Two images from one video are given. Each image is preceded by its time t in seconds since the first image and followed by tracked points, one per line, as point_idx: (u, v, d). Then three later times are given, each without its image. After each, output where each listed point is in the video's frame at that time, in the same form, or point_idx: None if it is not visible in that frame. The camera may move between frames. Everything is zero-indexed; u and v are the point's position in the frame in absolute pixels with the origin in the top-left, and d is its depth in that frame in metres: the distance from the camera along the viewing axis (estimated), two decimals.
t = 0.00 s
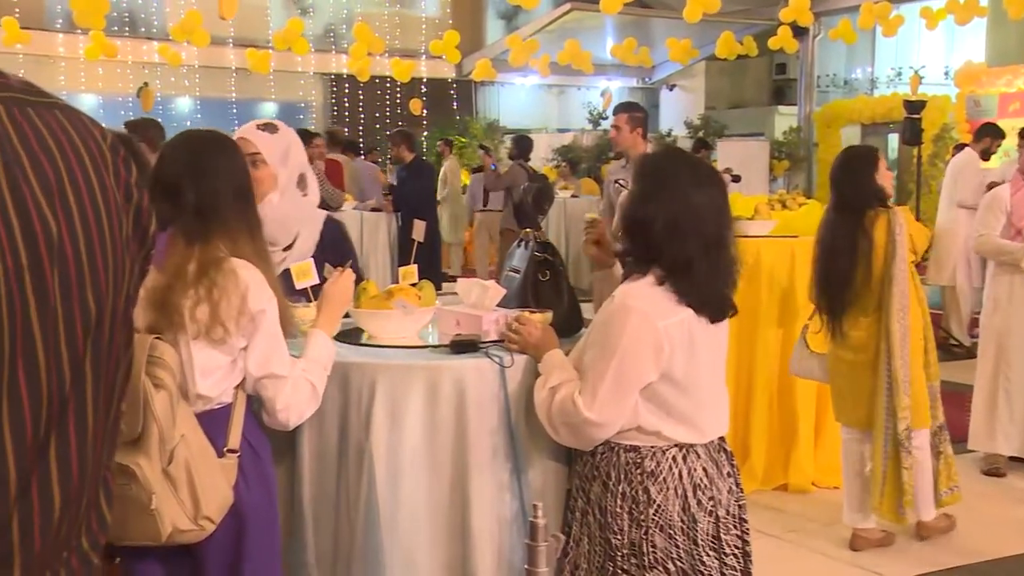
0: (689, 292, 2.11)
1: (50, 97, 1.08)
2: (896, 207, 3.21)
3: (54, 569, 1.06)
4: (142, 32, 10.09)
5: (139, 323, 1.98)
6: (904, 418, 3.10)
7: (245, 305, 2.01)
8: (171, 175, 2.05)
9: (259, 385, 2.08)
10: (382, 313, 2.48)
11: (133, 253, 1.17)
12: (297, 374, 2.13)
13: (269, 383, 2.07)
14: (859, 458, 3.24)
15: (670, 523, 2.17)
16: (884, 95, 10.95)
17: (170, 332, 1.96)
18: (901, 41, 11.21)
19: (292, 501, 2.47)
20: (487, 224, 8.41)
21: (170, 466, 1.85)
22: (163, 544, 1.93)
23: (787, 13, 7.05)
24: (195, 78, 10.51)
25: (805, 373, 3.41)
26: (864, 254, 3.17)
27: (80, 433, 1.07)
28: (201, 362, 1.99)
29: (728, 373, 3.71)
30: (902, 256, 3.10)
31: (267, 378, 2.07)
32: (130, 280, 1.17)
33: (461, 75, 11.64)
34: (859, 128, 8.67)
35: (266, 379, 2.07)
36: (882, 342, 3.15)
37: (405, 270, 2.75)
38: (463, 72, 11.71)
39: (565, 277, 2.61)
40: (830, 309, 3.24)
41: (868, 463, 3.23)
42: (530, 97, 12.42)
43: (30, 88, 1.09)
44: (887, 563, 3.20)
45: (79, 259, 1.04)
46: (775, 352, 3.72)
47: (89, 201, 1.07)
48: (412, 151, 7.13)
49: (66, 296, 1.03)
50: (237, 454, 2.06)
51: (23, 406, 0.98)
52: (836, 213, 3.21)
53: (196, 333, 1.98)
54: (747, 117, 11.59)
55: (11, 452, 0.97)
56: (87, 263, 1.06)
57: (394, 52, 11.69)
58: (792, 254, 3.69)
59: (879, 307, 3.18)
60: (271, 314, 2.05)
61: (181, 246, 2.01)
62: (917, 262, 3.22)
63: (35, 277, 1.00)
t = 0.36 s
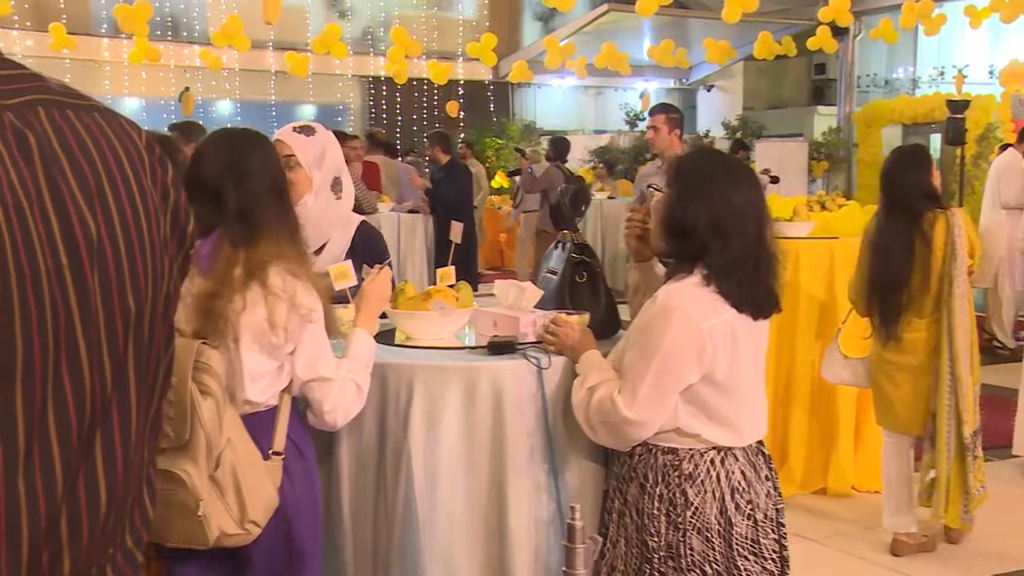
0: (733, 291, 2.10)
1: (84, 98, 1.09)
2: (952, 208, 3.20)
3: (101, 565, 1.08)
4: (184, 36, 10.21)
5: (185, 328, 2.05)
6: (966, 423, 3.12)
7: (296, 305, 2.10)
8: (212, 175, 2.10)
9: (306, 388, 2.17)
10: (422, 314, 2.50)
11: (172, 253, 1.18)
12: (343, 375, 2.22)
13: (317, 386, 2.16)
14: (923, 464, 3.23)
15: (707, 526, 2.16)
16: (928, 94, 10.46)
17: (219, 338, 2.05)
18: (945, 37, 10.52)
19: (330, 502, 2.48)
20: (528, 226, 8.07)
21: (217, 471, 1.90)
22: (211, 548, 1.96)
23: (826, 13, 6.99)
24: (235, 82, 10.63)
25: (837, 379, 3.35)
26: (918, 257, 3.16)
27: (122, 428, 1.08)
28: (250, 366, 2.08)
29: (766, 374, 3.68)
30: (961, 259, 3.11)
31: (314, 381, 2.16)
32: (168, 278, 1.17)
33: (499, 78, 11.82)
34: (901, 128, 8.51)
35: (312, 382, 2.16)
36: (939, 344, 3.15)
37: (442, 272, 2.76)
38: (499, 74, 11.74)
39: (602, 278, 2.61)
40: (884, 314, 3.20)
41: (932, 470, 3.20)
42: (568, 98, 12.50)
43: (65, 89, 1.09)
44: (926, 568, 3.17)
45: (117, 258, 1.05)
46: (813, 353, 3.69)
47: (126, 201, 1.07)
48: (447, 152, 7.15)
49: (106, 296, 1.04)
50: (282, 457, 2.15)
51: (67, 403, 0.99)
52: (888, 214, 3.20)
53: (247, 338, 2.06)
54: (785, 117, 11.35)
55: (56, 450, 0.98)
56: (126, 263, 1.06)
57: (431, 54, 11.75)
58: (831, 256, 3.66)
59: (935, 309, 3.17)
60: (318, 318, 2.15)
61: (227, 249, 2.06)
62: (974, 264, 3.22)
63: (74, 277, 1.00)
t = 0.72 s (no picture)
0: (779, 292, 2.09)
1: (129, 104, 1.10)
2: (1016, 211, 3.17)
3: (139, 567, 1.08)
4: (225, 41, 10.31)
5: (227, 332, 2.09)
6: None
7: (333, 312, 2.12)
8: (254, 181, 2.11)
9: (345, 392, 2.19)
10: (458, 318, 2.51)
11: (215, 259, 1.18)
12: (382, 380, 2.23)
13: (356, 391, 2.18)
14: (992, 474, 3.19)
15: (745, 531, 2.15)
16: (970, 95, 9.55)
17: (259, 342, 2.08)
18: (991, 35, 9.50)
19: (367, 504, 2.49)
20: (564, 228, 8.05)
21: (255, 476, 1.91)
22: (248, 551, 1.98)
23: (866, 14, 6.92)
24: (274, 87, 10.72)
25: (886, 381, 3.30)
26: (988, 264, 3.12)
27: (162, 431, 1.09)
28: (288, 370, 2.11)
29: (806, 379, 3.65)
30: None
31: (354, 386, 2.18)
32: (210, 283, 1.18)
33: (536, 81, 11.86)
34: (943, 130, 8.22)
35: (352, 387, 2.18)
36: (1005, 347, 3.11)
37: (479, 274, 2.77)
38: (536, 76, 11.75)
39: (639, 280, 2.60)
40: (954, 321, 3.12)
41: (1002, 479, 3.16)
42: (605, 100, 12.42)
43: (110, 96, 1.10)
44: None
45: (156, 262, 1.05)
46: (852, 357, 3.66)
47: (165, 205, 1.07)
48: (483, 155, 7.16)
49: (146, 303, 1.04)
50: (320, 461, 2.16)
51: (107, 408, 1.00)
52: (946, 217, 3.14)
53: (288, 343, 2.09)
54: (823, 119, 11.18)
55: (97, 455, 1.00)
56: (165, 268, 1.07)
57: (468, 58, 11.80)
58: (871, 260, 3.61)
59: (1001, 310, 3.13)
60: (357, 323, 2.17)
61: (268, 251, 2.09)
62: None
63: (114, 281, 1.01)
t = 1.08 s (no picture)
0: (838, 304, 2.05)
1: (198, 120, 1.09)
2: None
3: None
4: (281, 54, 10.50)
5: (283, 342, 2.13)
6: None
7: (384, 325, 2.13)
8: (311, 190, 2.14)
9: (398, 403, 2.19)
10: (511, 328, 2.50)
11: (274, 273, 1.18)
12: (435, 391, 2.23)
13: (409, 402, 2.18)
14: None
15: (801, 546, 2.11)
16: None
17: (313, 351, 2.11)
18: None
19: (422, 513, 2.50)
20: (616, 239, 8.01)
21: (308, 485, 1.92)
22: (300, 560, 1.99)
23: (926, 19, 6.80)
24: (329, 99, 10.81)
25: (960, 388, 3.19)
26: None
27: (222, 443, 1.09)
28: (340, 381, 2.12)
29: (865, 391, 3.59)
30: None
31: (407, 397, 2.19)
32: (271, 296, 1.19)
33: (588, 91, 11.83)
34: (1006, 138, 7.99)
35: (404, 398, 2.18)
36: None
37: (532, 286, 2.77)
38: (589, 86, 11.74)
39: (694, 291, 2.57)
40: None
41: None
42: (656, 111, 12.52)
43: (179, 111, 1.10)
44: None
45: (218, 276, 1.05)
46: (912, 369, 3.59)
47: (227, 217, 1.07)
48: (534, 165, 7.06)
49: (208, 318, 1.05)
50: (373, 471, 2.17)
51: (169, 423, 1.01)
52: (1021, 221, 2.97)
53: (340, 352, 2.11)
54: (879, 128, 11.04)
55: (158, 468, 1.01)
56: (228, 284, 1.07)
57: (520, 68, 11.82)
58: (930, 271, 3.54)
59: None
60: (408, 333, 2.17)
61: (322, 261, 2.11)
62: None
63: (177, 293, 1.01)
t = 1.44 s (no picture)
0: (899, 322, 2.03)
1: (263, 140, 1.12)
2: None
3: None
4: (337, 73, 10.57)
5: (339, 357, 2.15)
6: None
7: (437, 340, 2.15)
8: (366, 207, 2.16)
9: (452, 418, 2.19)
10: (565, 344, 2.51)
11: (333, 290, 1.20)
12: (489, 406, 2.24)
13: (463, 416, 2.18)
14: None
15: (861, 566, 2.07)
16: None
17: (367, 366, 2.12)
18: None
19: (476, 525, 2.52)
20: (669, 255, 7.96)
21: (363, 499, 1.93)
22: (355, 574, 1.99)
23: (988, 30, 6.69)
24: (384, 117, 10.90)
25: None
26: None
27: (285, 457, 1.12)
28: (395, 395, 2.14)
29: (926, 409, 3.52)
30: None
31: (461, 412, 2.19)
32: (331, 311, 1.21)
33: (641, 107, 11.79)
34: None
35: (458, 412, 2.19)
36: None
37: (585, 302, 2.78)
38: (641, 102, 11.73)
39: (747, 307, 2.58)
40: None
41: None
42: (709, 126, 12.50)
43: (244, 130, 1.13)
44: None
45: (283, 293, 1.07)
46: (975, 387, 3.52)
47: (290, 234, 1.09)
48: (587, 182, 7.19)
49: (273, 334, 1.06)
50: (427, 485, 2.18)
51: (236, 437, 1.04)
52: None
53: (394, 367, 2.13)
54: (938, 142, 10.87)
55: (226, 481, 1.03)
56: (292, 300, 1.09)
57: (572, 84, 11.84)
58: (993, 286, 3.47)
59: None
60: (461, 348, 2.18)
61: (377, 277, 2.13)
62: None
63: (245, 311, 1.03)
